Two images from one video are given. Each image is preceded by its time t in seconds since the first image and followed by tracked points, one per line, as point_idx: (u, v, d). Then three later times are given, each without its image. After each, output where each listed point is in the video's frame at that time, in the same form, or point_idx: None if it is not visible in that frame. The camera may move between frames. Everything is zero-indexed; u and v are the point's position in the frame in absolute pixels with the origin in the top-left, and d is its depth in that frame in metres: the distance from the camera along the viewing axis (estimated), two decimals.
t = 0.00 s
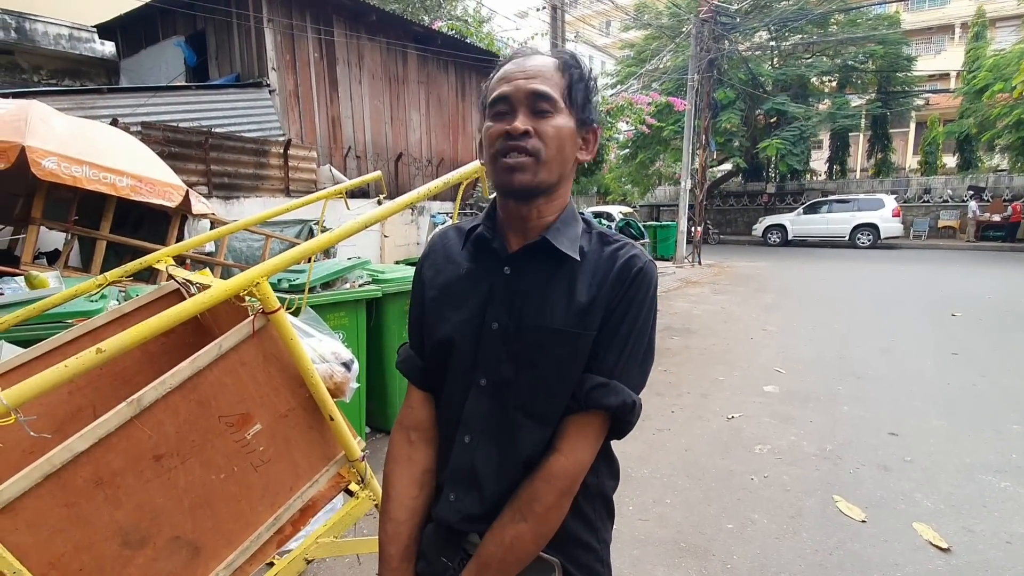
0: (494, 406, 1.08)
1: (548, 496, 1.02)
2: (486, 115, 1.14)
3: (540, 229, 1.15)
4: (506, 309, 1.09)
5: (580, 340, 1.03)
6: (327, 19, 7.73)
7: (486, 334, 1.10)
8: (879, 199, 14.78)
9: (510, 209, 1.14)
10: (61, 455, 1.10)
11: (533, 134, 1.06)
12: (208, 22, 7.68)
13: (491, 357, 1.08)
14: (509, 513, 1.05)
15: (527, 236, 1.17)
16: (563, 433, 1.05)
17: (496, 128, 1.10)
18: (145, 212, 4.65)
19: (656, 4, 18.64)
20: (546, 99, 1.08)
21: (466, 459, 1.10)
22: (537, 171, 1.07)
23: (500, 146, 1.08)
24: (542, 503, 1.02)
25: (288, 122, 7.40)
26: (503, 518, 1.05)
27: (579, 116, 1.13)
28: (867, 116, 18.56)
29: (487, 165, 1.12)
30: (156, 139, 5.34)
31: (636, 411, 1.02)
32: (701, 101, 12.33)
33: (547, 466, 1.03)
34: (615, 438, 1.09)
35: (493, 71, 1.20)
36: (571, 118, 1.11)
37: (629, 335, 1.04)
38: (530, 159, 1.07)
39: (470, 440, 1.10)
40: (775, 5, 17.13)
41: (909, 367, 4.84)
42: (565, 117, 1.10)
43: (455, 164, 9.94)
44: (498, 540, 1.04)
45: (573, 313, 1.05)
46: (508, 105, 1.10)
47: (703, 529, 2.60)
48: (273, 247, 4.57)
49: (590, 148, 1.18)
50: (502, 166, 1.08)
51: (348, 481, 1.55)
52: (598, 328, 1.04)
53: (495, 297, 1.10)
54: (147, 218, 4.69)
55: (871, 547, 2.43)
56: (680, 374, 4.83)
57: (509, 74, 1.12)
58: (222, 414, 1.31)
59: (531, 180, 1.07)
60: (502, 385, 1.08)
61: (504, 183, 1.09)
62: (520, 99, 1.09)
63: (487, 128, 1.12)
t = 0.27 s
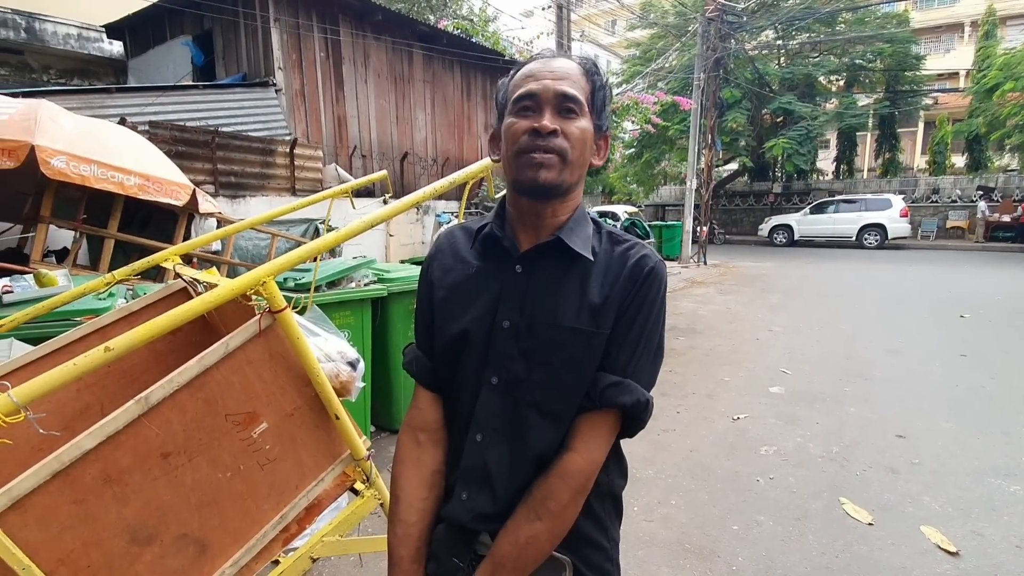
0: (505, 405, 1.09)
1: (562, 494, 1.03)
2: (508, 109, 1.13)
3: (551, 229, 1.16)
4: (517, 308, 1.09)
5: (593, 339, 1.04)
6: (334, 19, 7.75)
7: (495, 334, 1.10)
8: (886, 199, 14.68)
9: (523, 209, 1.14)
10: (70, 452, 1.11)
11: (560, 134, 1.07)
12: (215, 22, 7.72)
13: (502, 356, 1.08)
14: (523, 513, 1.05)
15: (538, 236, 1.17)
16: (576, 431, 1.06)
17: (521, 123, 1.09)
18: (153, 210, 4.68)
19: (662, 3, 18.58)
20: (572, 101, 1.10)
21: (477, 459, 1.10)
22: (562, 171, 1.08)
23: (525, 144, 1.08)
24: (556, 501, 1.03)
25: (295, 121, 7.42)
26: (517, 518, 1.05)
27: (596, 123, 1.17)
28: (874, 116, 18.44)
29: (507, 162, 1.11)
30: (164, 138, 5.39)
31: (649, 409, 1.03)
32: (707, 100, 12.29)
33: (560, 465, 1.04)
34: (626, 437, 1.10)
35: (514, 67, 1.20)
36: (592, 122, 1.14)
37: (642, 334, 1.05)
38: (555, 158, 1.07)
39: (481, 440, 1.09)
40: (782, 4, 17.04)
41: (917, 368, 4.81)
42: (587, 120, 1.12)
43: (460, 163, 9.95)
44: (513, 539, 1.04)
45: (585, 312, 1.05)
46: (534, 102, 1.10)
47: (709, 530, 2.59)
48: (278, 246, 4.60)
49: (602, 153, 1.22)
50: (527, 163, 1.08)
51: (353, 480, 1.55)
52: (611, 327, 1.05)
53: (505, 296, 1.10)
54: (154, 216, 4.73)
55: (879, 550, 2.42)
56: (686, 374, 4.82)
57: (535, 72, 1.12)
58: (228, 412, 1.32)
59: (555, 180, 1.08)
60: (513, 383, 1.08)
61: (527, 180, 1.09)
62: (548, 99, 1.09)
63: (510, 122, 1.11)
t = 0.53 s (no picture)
0: (515, 405, 1.10)
1: (570, 494, 1.04)
2: (523, 108, 1.14)
3: (560, 231, 1.16)
4: (527, 309, 1.10)
5: (603, 341, 1.05)
6: (339, 18, 7.77)
7: (503, 334, 1.11)
8: (892, 200, 14.61)
9: (533, 210, 1.15)
10: (80, 448, 1.12)
11: (575, 136, 1.08)
12: (221, 21, 7.75)
13: (511, 355, 1.09)
14: (533, 511, 1.06)
15: (547, 238, 1.18)
16: (584, 430, 1.07)
17: (536, 124, 1.09)
18: (159, 209, 4.72)
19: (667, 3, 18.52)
20: (586, 104, 1.11)
21: (486, 458, 1.11)
22: (575, 172, 1.09)
23: (539, 144, 1.08)
24: (565, 500, 1.04)
25: (300, 121, 7.45)
26: (526, 516, 1.06)
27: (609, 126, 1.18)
28: (881, 116, 18.35)
29: (521, 162, 1.12)
30: (170, 137, 5.43)
31: (657, 410, 1.04)
32: (712, 100, 12.26)
33: (568, 464, 1.05)
34: (633, 437, 1.11)
35: (529, 68, 1.21)
36: (605, 126, 1.16)
37: (650, 336, 1.06)
38: (570, 160, 1.08)
39: (490, 438, 1.10)
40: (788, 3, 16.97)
41: (922, 370, 4.79)
42: (600, 123, 1.14)
43: (464, 162, 9.96)
44: (522, 537, 1.05)
45: (594, 313, 1.06)
46: (550, 103, 1.11)
47: (711, 530, 2.59)
48: (284, 245, 4.62)
49: (613, 156, 1.23)
50: (540, 164, 1.08)
51: (358, 478, 1.56)
52: (619, 328, 1.06)
53: (516, 296, 1.11)
54: (161, 215, 4.76)
55: (883, 552, 2.42)
56: (689, 375, 4.82)
57: (551, 74, 1.13)
58: (235, 410, 1.33)
59: (567, 182, 1.09)
60: (522, 383, 1.09)
61: (541, 181, 1.09)
62: (563, 101, 1.10)
63: (524, 121, 1.11)
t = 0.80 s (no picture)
0: (524, 403, 1.11)
1: (577, 490, 1.06)
2: (537, 111, 1.15)
3: (570, 233, 1.18)
4: (536, 309, 1.11)
5: (612, 342, 1.07)
6: (342, 18, 7.79)
7: (512, 333, 1.12)
8: (895, 200, 14.59)
9: (544, 211, 1.16)
10: (88, 444, 1.14)
11: (588, 140, 1.09)
12: (224, 20, 7.77)
13: (520, 354, 1.11)
14: (540, 506, 1.07)
15: (557, 239, 1.19)
16: (591, 428, 1.09)
17: (551, 127, 1.11)
18: (163, 208, 4.74)
19: (669, 2, 18.50)
20: (600, 109, 1.13)
21: (494, 454, 1.13)
22: (588, 176, 1.10)
23: (553, 148, 1.10)
24: (573, 496, 1.06)
25: (302, 120, 7.47)
26: (533, 511, 1.08)
27: (620, 129, 1.20)
28: (884, 115, 18.31)
29: (533, 164, 1.13)
30: (174, 136, 5.46)
31: (663, 410, 1.06)
32: (714, 99, 12.24)
33: (575, 461, 1.07)
34: (639, 436, 1.13)
35: (542, 70, 1.21)
36: (616, 130, 1.17)
37: (658, 337, 1.07)
38: (584, 164, 1.10)
39: (498, 435, 1.12)
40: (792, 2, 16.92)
41: (924, 370, 4.79)
42: (613, 127, 1.15)
43: (467, 161, 9.97)
44: (529, 532, 1.07)
45: (603, 314, 1.08)
46: (564, 107, 1.12)
47: (712, 529, 2.60)
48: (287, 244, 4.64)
49: (623, 158, 1.25)
50: (554, 167, 1.10)
51: (361, 474, 1.58)
52: (627, 329, 1.08)
53: (525, 296, 1.13)
54: (164, 213, 4.78)
55: (883, 551, 2.43)
56: (690, 374, 4.82)
57: (565, 77, 1.14)
58: (241, 407, 1.35)
59: (582, 186, 1.11)
60: (531, 381, 1.10)
61: (554, 184, 1.11)
62: (577, 105, 1.11)
63: (539, 124, 1.12)
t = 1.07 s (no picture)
0: (530, 401, 1.12)
1: (582, 487, 1.07)
2: (552, 114, 1.15)
3: (581, 234, 1.19)
4: (545, 308, 1.13)
5: (620, 341, 1.08)
6: (343, 17, 7.80)
7: (521, 331, 1.13)
8: (896, 200, 14.59)
9: (558, 212, 1.17)
10: (93, 440, 1.15)
11: (606, 145, 1.11)
12: (226, 20, 7.79)
13: (527, 352, 1.12)
14: (545, 502, 1.09)
15: (568, 239, 1.20)
16: (598, 428, 1.10)
17: (567, 131, 1.11)
18: (165, 206, 4.76)
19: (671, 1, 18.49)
20: (615, 113, 1.14)
21: (499, 451, 1.14)
22: (605, 179, 1.12)
23: (571, 151, 1.10)
24: (578, 493, 1.07)
25: (304, 119, 7.48)
26: (537, 507, 1.09)
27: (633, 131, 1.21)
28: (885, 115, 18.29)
29: (550, 166, 1.14)
30: (175, 135, 5.48)
31: (668, 411, 1.07)
32: (716, 99, 12.25)
33: (581, 459, 1.08)
34: (643, 435, 1.14)
35: (555, 71, 1.21)
36: (630, 132, 1.18)
37: (665, 339, 1.10)
38: (601, 168, 1.11)
39: (504, 431, 1.13)
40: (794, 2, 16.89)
41: (924, 371, 4.80)
42: (628, 130, 1.16)
43: (468, 161, 9.99)
44: (534, 527, 1.07)
45: (612, 314, 1.09)
46: (581, 111, 1.12)
47: (711, 528, 2.62)
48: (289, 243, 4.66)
49: (634, 159, 1.27)
50: (571, 171, 1.11)
51: (362, 472, 1.59)
52: (636, 330, 1.09)
53: (534, 294, 1.14)
54: (166, 212, 4.80)
55: (882, 550, 2.44)
56: (691, 374, 4.83)
57: (581, 80, 1.14)
58: (244, 404, 1.36)
59: (599, 190, 1.12)
60: (538, 379, 1.12)
61: (572, 187, 1.12)
62: (594, 109, 1.12)
63: (554, 128, 1.13)
